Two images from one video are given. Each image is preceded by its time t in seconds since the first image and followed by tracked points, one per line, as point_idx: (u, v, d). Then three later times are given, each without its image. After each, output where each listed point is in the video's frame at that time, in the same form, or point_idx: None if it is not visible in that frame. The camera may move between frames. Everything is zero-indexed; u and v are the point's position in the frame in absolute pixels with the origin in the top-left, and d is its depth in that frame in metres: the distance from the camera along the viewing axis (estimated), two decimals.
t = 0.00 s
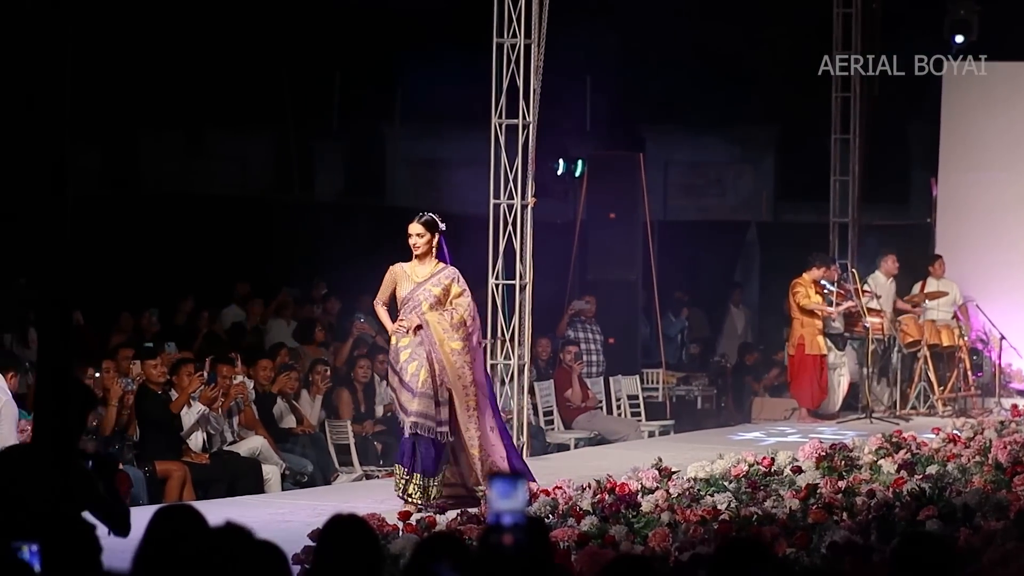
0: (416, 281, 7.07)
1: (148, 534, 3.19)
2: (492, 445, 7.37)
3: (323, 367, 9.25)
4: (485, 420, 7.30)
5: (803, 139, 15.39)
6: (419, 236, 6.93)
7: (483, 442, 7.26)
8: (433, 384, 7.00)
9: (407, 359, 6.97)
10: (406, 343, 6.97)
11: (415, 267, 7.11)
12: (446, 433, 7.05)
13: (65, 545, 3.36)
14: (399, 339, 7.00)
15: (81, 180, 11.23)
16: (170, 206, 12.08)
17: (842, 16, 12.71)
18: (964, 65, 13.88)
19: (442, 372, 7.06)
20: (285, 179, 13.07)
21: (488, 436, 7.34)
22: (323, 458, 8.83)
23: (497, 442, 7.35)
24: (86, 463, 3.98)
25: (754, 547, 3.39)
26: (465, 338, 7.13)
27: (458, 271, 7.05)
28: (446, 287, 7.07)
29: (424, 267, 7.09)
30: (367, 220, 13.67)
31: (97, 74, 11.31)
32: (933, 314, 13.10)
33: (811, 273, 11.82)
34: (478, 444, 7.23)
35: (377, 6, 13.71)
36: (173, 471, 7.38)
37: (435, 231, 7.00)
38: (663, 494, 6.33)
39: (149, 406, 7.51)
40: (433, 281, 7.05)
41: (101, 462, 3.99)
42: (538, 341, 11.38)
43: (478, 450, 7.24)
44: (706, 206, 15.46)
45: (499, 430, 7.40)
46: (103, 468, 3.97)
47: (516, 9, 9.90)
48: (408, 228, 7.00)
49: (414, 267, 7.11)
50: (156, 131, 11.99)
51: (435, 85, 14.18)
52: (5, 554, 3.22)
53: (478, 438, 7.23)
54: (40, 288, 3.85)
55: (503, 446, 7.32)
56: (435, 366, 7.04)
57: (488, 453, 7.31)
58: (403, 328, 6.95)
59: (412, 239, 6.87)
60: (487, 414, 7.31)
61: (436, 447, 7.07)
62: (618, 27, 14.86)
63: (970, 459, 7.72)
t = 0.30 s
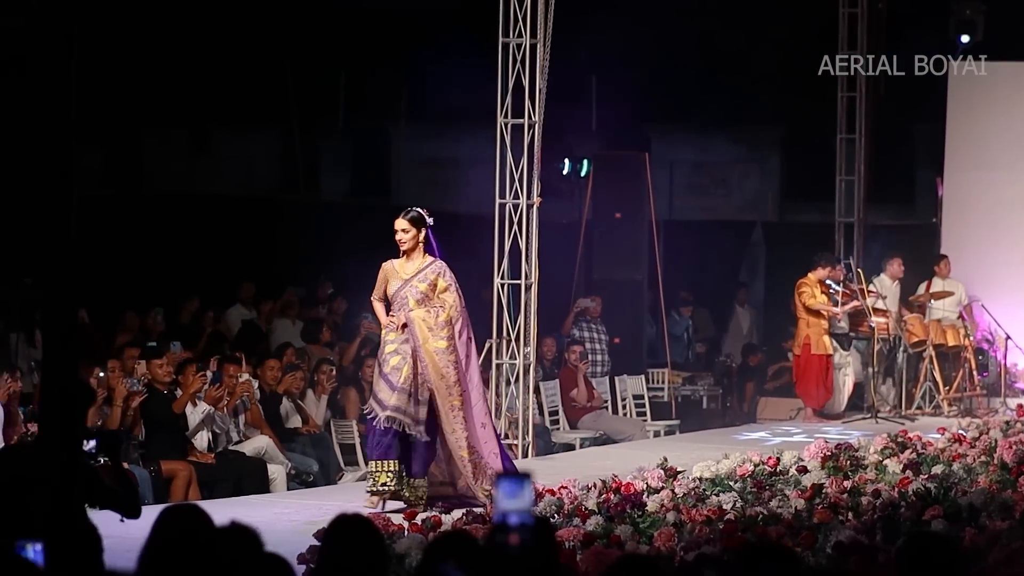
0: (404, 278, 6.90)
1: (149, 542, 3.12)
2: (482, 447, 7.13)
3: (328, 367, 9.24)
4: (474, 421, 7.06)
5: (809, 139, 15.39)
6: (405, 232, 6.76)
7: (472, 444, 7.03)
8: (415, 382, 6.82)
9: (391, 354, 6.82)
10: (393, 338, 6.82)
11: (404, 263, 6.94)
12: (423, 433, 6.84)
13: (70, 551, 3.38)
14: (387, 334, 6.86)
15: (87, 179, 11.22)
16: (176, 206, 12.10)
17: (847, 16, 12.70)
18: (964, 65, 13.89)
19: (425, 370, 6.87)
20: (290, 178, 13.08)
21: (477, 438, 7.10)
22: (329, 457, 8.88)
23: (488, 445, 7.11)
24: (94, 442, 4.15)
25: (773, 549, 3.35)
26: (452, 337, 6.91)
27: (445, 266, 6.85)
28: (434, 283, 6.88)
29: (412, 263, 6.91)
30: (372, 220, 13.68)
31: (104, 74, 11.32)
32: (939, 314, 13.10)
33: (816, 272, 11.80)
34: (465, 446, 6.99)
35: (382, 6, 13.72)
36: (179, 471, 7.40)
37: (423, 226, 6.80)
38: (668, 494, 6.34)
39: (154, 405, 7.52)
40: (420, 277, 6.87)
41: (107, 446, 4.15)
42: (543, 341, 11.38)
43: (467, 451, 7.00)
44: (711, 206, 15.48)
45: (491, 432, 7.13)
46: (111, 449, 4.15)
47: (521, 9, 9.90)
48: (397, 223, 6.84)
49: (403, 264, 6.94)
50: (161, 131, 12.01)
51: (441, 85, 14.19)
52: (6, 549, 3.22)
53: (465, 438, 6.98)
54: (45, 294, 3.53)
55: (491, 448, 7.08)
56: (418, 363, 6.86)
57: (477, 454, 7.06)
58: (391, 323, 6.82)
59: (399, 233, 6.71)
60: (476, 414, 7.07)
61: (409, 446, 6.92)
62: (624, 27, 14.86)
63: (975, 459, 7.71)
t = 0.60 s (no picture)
0: (387, 282, 6.79)
1: (158, 535, 3.13)
2: (471, 452, 6.96)
3: (331, 365, 9.35)
4: (461, 426, 6.90)
5: (813, 139, 15.38)
6: (392, 235, 6.68)
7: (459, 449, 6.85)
8: (397, 390, 6.75)
9: (373, 360, 6.75)
10: (375, 343, 6.76)
11: (388, 268, 6.84)
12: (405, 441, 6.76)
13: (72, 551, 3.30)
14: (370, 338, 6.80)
15: (91, 179, 11.22)
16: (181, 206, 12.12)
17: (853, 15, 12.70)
18: (964, 65, 13.83)
19: (408, 376, 6.78)
20: (294, 178, 13.10)
21: (465, 443, 6.94)
22: (332, 457, 8.93)
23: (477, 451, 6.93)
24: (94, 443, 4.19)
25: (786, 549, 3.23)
26: (436, 342, 6.80)
27: (427, 269, 6.75)
28: (417, 287, 6.78)
29: (395, 267, 6.81)
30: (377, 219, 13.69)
31: (109, 74, 11.35)
32: (943, 313, 13.09)
33: (821, 271, 11.84)
34: (452, 452, 6.81)
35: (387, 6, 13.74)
36: (184, 470, 7.42)
37: (408, 230, 6.73)
38: (672, 493, 6.34)
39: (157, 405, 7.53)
40: (403, 281, 6.77)
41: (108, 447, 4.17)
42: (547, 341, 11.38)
43: (453, 457, 6.81)
44: (717, 205, 15.44)
45: (480, 438, 6.95)
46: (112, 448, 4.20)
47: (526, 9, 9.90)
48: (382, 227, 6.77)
49: (386, 269, 6.84)
50: (165, 131, 12.02)
51: (445, 84, 14.20)
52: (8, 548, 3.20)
53: (450, 443, 6.81)
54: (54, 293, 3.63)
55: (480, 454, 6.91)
56: (400, 370, 6.78)
57: (465, 458, 6.89)
58: (372, 328, 6.76)
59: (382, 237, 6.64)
60: (463, 419, 6.91)
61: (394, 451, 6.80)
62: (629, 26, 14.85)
63: (979, 459, 7.71)
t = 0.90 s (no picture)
0: (377, 274, 6.65)
1: (160, 540, 3.14)
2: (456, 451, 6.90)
3: (333, 365, 9.29)
4: (448, 422, 6.86)
5: (819, 139, 15.36)
6: (377, 229, 6.51)
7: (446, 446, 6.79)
8: (392, 381, 6.61)
9: (365, 353, 6.57)
10: (365, 336, 6.58)
11: (375, 260, 6.70)
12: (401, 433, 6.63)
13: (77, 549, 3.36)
14: (359, 331, 6.61)
15: (98, 179, 11.22)
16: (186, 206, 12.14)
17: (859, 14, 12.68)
18: (964, 65, 13.81)
19: (400, 368, 6.66)
20: (299, 178, 13.09)
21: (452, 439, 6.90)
22: (337, 458, 8.83)
23: (463, 447, 6.88)
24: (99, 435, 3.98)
25: (792, 553, 3.16)
26: (427, 334, 6.70)
27: (420, 262, 6.63)
28: (409, 280, 6.65)
29: (384, 259, 6.68)
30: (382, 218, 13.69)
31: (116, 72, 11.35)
32: (948, 313, 13.07)
33: (826, 272, 11.77)
34: (439, 447, 6.75)
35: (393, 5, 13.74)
36: (189, 470, 7.41)
37: (394, 222, 6.57)
38: (677, 493, 6.35)
39: (162, 405, 7.54)
40: (394, 273, 6.63)
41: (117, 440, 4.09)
42: (552, 341, 11.39)
43: (440, 455, 6.74)
44: (722, 206, 15.47)
45: (465, 434, 6.93)
46: (119, 443, 4.00)
47: (531, 8, 9.88)
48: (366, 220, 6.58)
49: (373, 261, 6.70)
50: (171, 130, 12.02)
51: (451, 84, 14.19)
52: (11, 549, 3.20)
53: (439, 440, 6.75)
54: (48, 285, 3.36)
55: (467, 451, 6.88)
56: (393, 362, 6.64)
57: (452, 457, 6.81)
58: (363, 321, 6.58)
59: (370, 232, 6.47)
60: (451, 415, 6.87)
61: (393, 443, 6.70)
62: (635, 25, 14.83)
63: (984, 459, 7.70)
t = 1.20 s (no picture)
0: (364, 281, 6.55)
1: (169, 534, 3.14)
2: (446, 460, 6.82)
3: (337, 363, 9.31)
4: (438, 430, 6.78)
5: (824, 139, 15.38)
6: (366, 234, 6.42)
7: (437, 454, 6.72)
8: (383, 390, 6.49)
9: (355, 363, 6.45)
10: (355, 345, 6.45)
11: (363, 266, 6.58)
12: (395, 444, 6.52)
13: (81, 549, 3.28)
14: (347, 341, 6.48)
15: (103, 177, 11.23)
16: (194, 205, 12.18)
17: (864, 14, 12.69)
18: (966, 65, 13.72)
19: (391, 377, 6.55)
20: (304, 177, 13.10)
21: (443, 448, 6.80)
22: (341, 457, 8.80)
23: (453, 455, 6.80)
24: (102, 433, 4.03)
25: (798, 554, 3.15)
26: (417, 343, 6.62)
27: (409, 270, 6.53)
28: (397, 287, 6.56)
29: (371, 265, 6.56)
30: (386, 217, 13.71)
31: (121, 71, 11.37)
32: (953, 312, 13.06)
33: (831, 271, 11.78)
34: (431, 456, 6.69)
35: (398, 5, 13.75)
36: (193, 468, 7.42)
37: (382, 228, 6.48)
38: (682, 492, 6.36)
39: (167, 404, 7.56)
40: (382, 281, 6.53)
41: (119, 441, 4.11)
42: (556, 340, 11.39)
43: (432, 463, 6.68)
44: (728, 205, 15.38)
45: (454, 443, 6.84)
46: (121, 440, 4.08)
47: (536, 8, 9.88)
48: (355, 226, 6.48)
49: (361, 267, 6.58)
50: (176, 128, 12.05)
51: (456, 83, 14.21)
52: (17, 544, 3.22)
53: (430, 449, 6.69)
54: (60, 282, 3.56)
55: (458, 460, 6.79)
56: (383, 372, 6.53)
57: (443, 467, 6.75)
58: (351, 329, 6.44)
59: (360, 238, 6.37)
60: (442, 424, 6.79)
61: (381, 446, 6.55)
62: (639, 25, 14.85)
63: (990, 459, 7.68)
